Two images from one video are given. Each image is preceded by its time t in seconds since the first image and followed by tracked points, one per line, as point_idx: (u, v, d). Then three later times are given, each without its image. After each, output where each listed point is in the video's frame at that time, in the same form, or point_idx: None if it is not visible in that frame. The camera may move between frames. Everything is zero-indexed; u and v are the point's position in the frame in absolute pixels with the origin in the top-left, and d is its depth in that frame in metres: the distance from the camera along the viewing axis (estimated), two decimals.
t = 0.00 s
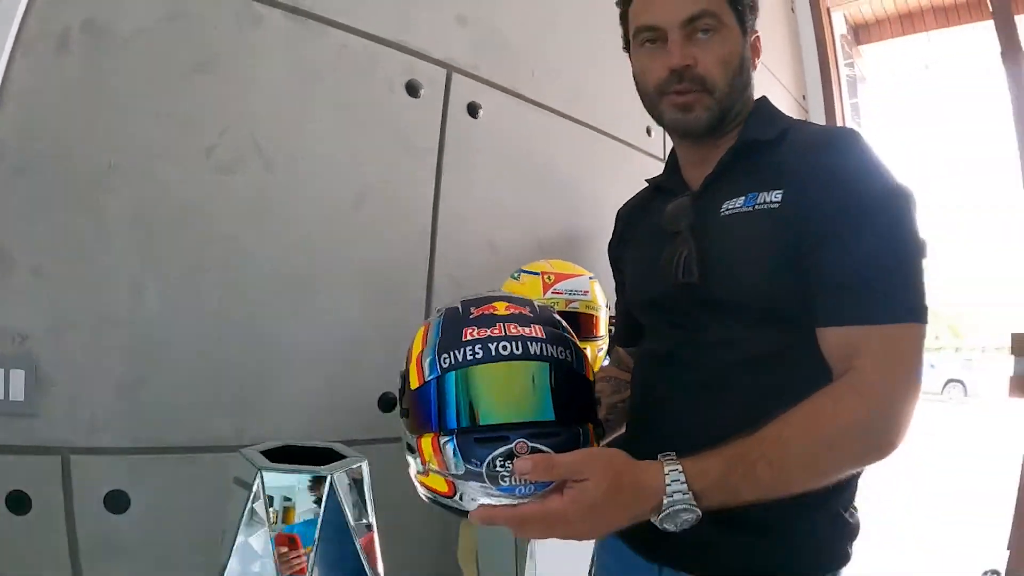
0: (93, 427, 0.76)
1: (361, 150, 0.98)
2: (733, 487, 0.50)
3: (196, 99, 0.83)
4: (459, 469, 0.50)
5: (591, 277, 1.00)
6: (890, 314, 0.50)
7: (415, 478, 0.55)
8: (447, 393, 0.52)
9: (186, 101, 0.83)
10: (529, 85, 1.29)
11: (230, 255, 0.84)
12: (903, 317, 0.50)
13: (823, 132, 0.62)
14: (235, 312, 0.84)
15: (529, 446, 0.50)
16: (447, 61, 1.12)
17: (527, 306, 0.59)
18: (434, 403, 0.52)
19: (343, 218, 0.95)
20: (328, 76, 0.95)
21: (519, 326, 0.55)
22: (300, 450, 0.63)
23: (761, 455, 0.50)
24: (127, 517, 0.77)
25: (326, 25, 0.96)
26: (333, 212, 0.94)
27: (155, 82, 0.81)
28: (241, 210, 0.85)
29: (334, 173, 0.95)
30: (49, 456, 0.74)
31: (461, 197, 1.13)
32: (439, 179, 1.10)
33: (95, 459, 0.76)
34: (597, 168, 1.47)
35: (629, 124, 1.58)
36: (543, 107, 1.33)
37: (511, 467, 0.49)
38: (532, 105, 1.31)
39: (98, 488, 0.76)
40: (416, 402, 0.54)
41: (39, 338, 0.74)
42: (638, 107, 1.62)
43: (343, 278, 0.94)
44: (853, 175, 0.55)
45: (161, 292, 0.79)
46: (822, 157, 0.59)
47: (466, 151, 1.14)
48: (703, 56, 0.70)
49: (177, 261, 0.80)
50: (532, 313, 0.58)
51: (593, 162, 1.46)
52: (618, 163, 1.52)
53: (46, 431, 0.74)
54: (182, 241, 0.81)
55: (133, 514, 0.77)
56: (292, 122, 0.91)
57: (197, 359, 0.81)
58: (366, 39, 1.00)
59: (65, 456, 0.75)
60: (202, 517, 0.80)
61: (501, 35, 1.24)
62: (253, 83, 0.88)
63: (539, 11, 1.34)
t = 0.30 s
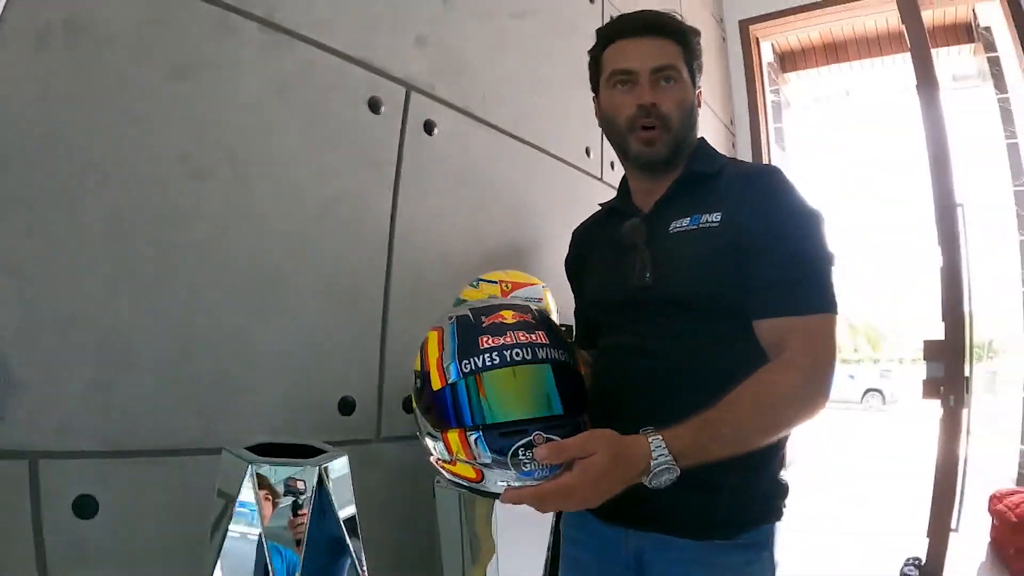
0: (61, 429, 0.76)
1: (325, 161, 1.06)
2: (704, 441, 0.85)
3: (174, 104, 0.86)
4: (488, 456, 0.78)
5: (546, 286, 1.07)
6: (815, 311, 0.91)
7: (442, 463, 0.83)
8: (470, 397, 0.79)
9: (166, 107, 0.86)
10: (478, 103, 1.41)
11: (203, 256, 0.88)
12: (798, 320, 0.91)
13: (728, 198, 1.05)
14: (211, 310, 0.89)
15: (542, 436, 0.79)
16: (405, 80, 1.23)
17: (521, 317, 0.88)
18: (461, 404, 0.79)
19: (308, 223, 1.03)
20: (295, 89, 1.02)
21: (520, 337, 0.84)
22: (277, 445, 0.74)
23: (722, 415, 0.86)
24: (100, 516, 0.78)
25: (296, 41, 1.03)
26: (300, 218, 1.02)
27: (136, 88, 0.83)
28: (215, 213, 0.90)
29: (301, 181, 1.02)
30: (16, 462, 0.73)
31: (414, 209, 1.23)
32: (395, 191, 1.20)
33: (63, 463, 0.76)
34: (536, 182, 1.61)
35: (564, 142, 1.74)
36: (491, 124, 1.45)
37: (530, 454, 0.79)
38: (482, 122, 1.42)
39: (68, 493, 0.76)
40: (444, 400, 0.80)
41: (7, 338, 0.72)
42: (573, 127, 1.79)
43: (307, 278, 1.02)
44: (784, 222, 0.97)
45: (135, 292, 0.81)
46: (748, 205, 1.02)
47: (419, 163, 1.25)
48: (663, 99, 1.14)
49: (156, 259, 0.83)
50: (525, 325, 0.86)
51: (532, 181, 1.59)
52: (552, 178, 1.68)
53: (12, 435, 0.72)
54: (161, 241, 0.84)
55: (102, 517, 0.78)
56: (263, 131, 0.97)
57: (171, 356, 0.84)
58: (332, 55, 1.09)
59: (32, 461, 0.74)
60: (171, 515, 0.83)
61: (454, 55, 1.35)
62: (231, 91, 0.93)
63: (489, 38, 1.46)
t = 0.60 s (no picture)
0: (51, 427, 0.77)
1: (312, 164, 1.08)
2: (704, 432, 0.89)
3: (165, 106, 0.88)
4: (508, 455, 0.82)
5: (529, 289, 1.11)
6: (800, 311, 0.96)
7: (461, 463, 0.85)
8: (487, 399, 0.83)
9: (158, 110, 0.87)
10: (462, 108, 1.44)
11: (193, 257, 0.90)
12: (785, 319, 0.96)
13: (713, 206, 1.09)
14: (199, 311, 0.90)
15: (557, 433, 0.83)
16: (391, 86, 1.25)
17: (530, 320, 0.91)
18: (478, 406, 0.83)
19: (295, 226, 1.05)
20: (285, 93, 1.04)
21: (530, 340, 0.88)
22: (274, 444, 0.79)
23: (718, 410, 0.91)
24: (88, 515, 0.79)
25: (286, 44, 1.05)
26: (288, 220, 1.04)
27: (128, 91, 0.84)
28: (204, 215, 0.91)
29: (289, 184, 1.04)
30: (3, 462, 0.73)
31: (400, 213, 1.26)
32: (381, 196, 1.22)
33: (51, 462, 0.77)
34: (518, 187, 1.64)
35: (545, 149, 1.78)
36: (475, 131, 1.48)
37: (547, 450, 0.82)
38: (466, 127, 1.45)
39: (56, 494, 0.77)
40: (461, 403, 0.83)
41: None
42: (554, 134, 1.83)
43: (294, 280, 1.04)
44: (770, 229, 1.01)
45: (126, 292, 0.83)
46: (734, 213, 1.06)
47: (405, 167, 1.28)
48: (651, 116, 1.16)
49: (147, 261, 0.85)
50: (533, 328, 0.90)
51: (514, 187, 1.63)
52: (533, 183, 1.72)
53: None
54: (150, 243, 0.85)
55: (91, 518, 0.80)
56: (252, 134, 0.99)
57: (161, 356, 0.86)
58: (320, 59, 1.11)
59: (19, 461, 0.75)
60: (158, 514, 0.85)
61: (440, 61, 1.38)
62: (222, 94, 0.95)
63: (474, 45, 1.49)
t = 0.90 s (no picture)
0: (29, 429, 0.75)
1: (297, 164, 1.08)
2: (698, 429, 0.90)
3: (148, 103, 0.86)
4: (499, 452, 0.80)
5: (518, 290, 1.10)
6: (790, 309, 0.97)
7: (454, 458, 0.84)
8: (481, 396, 0.81)
9: (142, 106, 0.86)
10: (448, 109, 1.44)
11: (176, 257, 0.89)
12: (779, 315, 0.97)
13: (699, 209, 1.10)
14: (182, 311, 0.89)
15: (550, 433, 0.81)
16: (377, 86, 1.25)
17: (528, 314, 0.89)
18: (472, 402, 0.81)
19: (279, 226, 1.04)
20: (269, 91, 1.03)
21: (528, 336, 0.85)
22: (259, 444, 0.78)
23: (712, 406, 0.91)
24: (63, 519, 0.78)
25: (272, 42, 1.04)
26: (272, 220, 1.03)
27: (111, 87, 0.83)
28: (187, 214, 0.90)
29: (274, 184, 1.03)
30: None
31: (384, 214, 1.26)
32: (366, 196, 1.22)
33: (28, 465, 0.75)
34: (502, 189, 1.64)
35: (531, 151, 1.78)
36: (460, 133, 1.48)
37: (538, 449, 0.80)
38: (452, 129, 1.45)
39: (33, 497, 0.76)
40: (456, 398, 0.82)
41: None
42: (539, 136, 1.83)
43: (278, 280, 1.04)
44: (758, 230, 1.03)
45: (107, 291, 0.81)
46: (722, 216, 1.07)
47: (390, 167, 1.27)
48: (638, 120, 1.17)
49: (129, 260, 0.83)
50: (531, 324, 0.87)
51: (499, 188, 1.63)
52: (518, 185, 1.72)
53: None
54: (132, 242, 0.84)
55: (68, 522, 0.78)
56: (236, 132, 0.98)
57: (142, 357, 0.84)
58: (306, 58, 1.10)
59: None
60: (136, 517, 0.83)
61: (427, 61, 1.38)
62: (207, 92, 0.94)
63: (460, 46, 1.49)
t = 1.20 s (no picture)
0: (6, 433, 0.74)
1: (282, 164, 1.07)
2: (714, 395, 0.93)
3: (132, 102, 0.85)
4: (467, 446, 0.81)
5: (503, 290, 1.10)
6: (788, 309, 0.99)
7: (426, 448, 0.85)
8: (453, 388, 0.81)
9: (124, 105, 0.84)
10: (436, 110, 1.43)
11: (159, 258, 0.87)
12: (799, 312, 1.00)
13: (688, 211, 1.10)
14: (165, 313, 0.88)
15: (518, 428, 0.81)
16: (363, 86, 1.24)
17: (504, 309, 0.88)
18: (444, 395, 0.81)
19: (264, 227, 1.03)
20: (255, 91, 1.02)
21: (501, 330, 0.85)
22: (239, 447, 0.76)
23: (735, 374, 0.95)
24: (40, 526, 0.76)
25: (257, 41, 1.03)
26: (257, 221, 1.02)
27: (92, 85, 0.81)
28: (171, 215, 0.89)
29: (259, 184, 1.02)
30: None
31: (370, 215, 1.25)
32: (352, 198, 1.21)
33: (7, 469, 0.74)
34: (490, 190, 1.64)
35: (519, 153, 1.78)
36: (448, 134, 1.48)
37: (505, 444, 0.81)
38: (439, 130, 1.45)
39: (12, 501, 0.74)
40: (430, 390, 0.82)
41: None
42: (528, 137, 1.83)
43: (263, 281, 1.03)
44: (755, 230, 1.03)
45: (88, 293, 0.80)
46: (711, 219, 1.07)
47: (377, 168, 1.27)
48: (597, 136, 1.15)
49: (109, 261, 0.82)
50: (507, 318, 0.87)
51: (486, 190, 1.62)
52: (506, 186, 1.72)
53: None
54: (115, 243, 0.83)
55: (49, 528, 0.77)
56: (221, 132, 0.97)
57: (125, 360, 0.83)
58: (292, 58, 1.09)
59: None
60: (116, 524, 0.82)
61: (414, 62, 1.38)
62: (191, 91, 0.93)
63: (448, 47, 1.49)
